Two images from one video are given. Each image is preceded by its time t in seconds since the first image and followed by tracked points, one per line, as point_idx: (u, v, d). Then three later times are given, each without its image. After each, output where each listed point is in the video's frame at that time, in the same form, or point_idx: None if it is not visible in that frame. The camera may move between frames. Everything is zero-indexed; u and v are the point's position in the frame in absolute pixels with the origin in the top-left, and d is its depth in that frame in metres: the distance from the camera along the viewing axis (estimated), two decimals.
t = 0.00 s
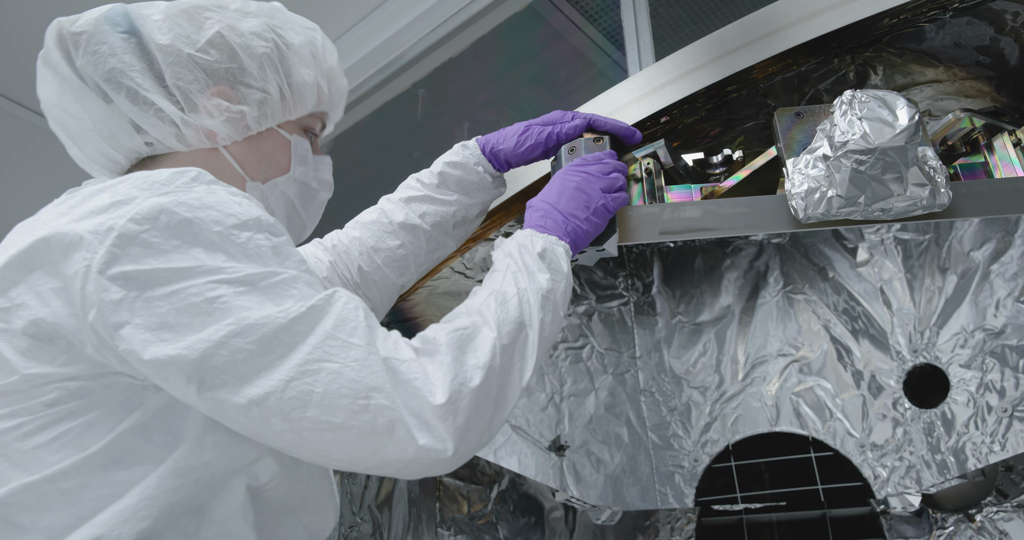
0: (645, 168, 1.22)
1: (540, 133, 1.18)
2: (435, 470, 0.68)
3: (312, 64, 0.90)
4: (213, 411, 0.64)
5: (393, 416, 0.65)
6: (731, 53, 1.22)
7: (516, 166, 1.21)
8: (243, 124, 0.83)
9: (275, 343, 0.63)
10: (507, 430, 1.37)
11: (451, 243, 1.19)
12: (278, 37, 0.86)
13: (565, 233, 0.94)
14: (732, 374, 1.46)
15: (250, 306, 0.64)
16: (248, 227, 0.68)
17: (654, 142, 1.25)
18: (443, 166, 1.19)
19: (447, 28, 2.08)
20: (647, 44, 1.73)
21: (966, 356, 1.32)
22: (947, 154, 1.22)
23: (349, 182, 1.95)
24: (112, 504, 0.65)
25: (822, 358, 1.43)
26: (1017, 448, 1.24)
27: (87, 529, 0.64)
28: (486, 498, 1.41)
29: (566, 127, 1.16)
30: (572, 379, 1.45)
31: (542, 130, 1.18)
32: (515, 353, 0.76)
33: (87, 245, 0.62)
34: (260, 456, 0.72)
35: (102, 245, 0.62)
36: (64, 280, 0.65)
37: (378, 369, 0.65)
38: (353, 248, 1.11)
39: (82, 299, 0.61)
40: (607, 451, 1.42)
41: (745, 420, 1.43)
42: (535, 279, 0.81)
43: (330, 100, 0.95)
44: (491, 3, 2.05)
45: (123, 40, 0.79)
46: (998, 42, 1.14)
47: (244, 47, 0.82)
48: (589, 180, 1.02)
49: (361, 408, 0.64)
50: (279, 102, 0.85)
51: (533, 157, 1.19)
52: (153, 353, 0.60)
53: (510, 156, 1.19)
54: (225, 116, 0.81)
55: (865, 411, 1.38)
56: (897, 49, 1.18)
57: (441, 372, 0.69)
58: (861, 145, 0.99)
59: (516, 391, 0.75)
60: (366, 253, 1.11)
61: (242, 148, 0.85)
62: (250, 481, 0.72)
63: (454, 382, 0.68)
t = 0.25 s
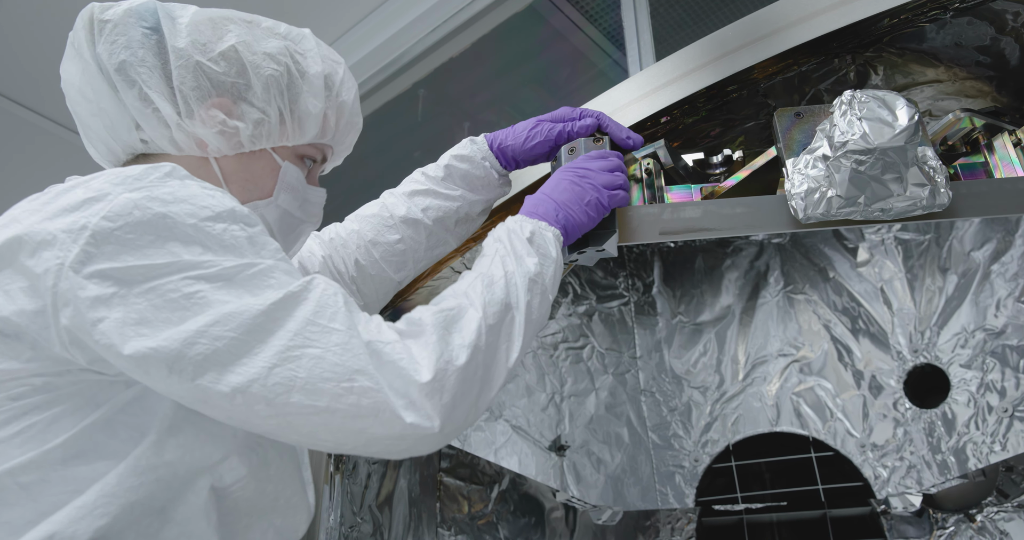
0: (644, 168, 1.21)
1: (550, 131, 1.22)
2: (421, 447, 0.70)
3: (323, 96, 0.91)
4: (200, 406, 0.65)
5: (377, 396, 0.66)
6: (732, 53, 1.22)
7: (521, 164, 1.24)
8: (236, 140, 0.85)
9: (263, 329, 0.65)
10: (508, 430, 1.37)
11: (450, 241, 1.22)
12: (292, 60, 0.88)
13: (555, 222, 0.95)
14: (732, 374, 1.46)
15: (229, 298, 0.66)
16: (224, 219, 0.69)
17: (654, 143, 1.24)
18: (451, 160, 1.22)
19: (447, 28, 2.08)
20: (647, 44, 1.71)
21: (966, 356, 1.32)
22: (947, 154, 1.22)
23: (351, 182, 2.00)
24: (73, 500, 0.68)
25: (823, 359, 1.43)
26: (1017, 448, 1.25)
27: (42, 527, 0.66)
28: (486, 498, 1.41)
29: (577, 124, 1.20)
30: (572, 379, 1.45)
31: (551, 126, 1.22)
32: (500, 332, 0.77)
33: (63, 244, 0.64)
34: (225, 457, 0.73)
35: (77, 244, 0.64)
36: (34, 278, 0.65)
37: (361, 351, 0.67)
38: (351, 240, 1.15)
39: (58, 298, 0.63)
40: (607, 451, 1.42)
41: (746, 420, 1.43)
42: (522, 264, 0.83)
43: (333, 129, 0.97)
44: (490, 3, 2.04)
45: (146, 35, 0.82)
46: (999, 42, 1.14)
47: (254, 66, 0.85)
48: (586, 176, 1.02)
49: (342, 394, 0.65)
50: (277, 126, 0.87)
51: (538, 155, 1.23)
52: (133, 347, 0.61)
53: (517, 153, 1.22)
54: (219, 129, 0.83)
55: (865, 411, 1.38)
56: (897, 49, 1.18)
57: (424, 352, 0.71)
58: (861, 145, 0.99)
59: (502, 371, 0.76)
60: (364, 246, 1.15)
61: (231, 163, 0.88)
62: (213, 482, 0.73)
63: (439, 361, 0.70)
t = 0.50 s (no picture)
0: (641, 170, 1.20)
1: (547, 140, 1.17)
2: (402, 443, 0.69)
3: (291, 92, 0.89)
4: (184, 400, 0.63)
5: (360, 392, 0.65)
6: (732, 53, 1.22)
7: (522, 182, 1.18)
8: (205, 134, 0.83)
9: (252, 318, 0.64)
10: (508, 430, 1.35)
11: (447, 262, 1.12)
12: (259, 55, 0.86)
13: (554, 224, 0.94)
14: (732, 374, 1.46)
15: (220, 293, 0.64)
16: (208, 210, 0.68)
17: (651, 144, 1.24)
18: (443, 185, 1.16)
19: (447, 29, 2.07)
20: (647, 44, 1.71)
21: (966, 356, 1.31)
22: (944, 154, 1.22)
23: (353, 184, 2.03)
24: (50, 492, 0.65)
25: (823, 359, 1.43)
26: (1018, 448, 1.24)
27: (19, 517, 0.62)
28: (486, 498, 1.41)
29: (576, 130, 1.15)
30: (572, 379, 1.45)
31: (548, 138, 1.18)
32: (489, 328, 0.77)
33: (47, 237, 0.61)
34: (200, 454, 0.71)
35: (62, 237, 0.61)
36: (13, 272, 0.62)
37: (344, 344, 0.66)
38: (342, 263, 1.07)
39: (42, 289, 0.60)
40: (607, 451, 1.42)
41: (746, 420, 1.43)
42: (516, 263, 0.82)
43: (304, 128, 0.94)
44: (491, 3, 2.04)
45: (111, 34, 0.79)
46: (999, 42, 1.13)
47: (221, 61, 0.83)
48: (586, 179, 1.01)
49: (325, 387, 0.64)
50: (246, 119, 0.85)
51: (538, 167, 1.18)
52: (118, 339, 0.59)
53: (516, 168, 1.17)
54: (188, 123, 0.81)
55: (866, 411, 1.38)
56: (897, 49, 1.18)
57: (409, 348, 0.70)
58: (855, 146, 0.98)
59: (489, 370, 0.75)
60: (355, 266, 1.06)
61: (202, 158, 0.86)
62: (188, 481, 0.71)
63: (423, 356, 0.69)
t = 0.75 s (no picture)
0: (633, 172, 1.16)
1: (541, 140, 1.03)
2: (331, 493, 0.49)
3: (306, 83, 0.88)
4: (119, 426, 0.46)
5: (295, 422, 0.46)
6: (732, 53, 1.22)
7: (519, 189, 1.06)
8: (203, 151, 0.70)
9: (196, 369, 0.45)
10: (508, 430, 1.36)
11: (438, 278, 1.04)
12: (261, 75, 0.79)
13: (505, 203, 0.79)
14: (732, 374, 1.46)
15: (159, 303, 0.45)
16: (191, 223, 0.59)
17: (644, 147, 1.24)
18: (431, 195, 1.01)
19: (446, 29, 2.10)
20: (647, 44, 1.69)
21: (966, 356, 1.31)
22: (938, 152, 1.21)
23: (352, 182, 2.06)
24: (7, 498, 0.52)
25: (823, 358, 1.43)
26: (1019, 448, 1.24)
27: None
28: (486, 498, 1.42)
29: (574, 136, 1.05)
30: (572, 379, 1.46)
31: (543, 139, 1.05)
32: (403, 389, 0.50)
33: None
34: (169, 458, 0.58)
35: (14, 239, 0.46)
36: None
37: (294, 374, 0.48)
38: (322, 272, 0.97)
39: None
40: (607, 451, 1.42)
41: (746, 420, 1.43)
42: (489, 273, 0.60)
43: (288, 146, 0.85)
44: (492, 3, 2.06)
45: (94, 51, 0.65)
46: (999, 42, 1.13)
47: (229, 75, 0.72)
48: (569, 189, 0.97)
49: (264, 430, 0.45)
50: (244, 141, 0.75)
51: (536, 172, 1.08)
52: (58, 341, 0.44)
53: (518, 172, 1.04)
54: (190, 140, 0.69)
55: (866, 411, 1.38)
56: (897, 49, 1.17)
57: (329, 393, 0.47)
58: (841, 147, 0.93)
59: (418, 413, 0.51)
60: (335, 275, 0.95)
61: (190, 172, 0.71)
62: (158, 481, 0.58)
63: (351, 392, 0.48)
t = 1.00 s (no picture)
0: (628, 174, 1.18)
1: (533, 141, 1.11)
2: None
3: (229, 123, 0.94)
4: (36, 438, 0.60)
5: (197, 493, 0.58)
6: (731, 52, 1.22)
7: (506, 185, 1.16)
8: (162, 166, 0.85)
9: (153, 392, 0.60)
10: (508, 429, 1.38)
11: (415, 267, 1.11)
12: (200, 99, 0.89)
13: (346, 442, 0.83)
14: (732, 373, 1.46)
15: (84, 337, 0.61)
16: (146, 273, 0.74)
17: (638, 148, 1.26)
18: (423, 184, 1.14)
19: (446, 28, 2.10)
20: (647, 44, 1.64)
21: (966, 355, 1.31)
22: (933, 150, 1.23)
23: (351, 182, 2.08)
24: None
25: (823, 358, 1.43)
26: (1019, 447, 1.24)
27: None
28: (486, 497, 1.41)
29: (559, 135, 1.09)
30: (572, 379, 1.45)
31: (533, 140, 1.12)
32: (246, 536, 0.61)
33: None
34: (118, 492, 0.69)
35: None
36: None
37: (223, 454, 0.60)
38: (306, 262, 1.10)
39: None
40: (607, 450, 1.42)
41: (746, 419, 1.43)
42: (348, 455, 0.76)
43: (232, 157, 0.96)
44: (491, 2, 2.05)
45: (52, 75, 0.79)
46: (999, 41, 1.13)
47: (173, 102, 0.86)
48: (560, 192, 1.01)
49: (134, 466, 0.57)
50: (196, 154, 0.88)
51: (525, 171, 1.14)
52: None
53: (502, 172, 1.13)
54: (149, 157, 0.83)
55: (866, 411, 1.38)
56: (897, 48, 1.16)
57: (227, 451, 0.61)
58: (828, 149, 0.91)
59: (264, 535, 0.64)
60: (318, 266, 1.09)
61: (152, 188, 0.87)
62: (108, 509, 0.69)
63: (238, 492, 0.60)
